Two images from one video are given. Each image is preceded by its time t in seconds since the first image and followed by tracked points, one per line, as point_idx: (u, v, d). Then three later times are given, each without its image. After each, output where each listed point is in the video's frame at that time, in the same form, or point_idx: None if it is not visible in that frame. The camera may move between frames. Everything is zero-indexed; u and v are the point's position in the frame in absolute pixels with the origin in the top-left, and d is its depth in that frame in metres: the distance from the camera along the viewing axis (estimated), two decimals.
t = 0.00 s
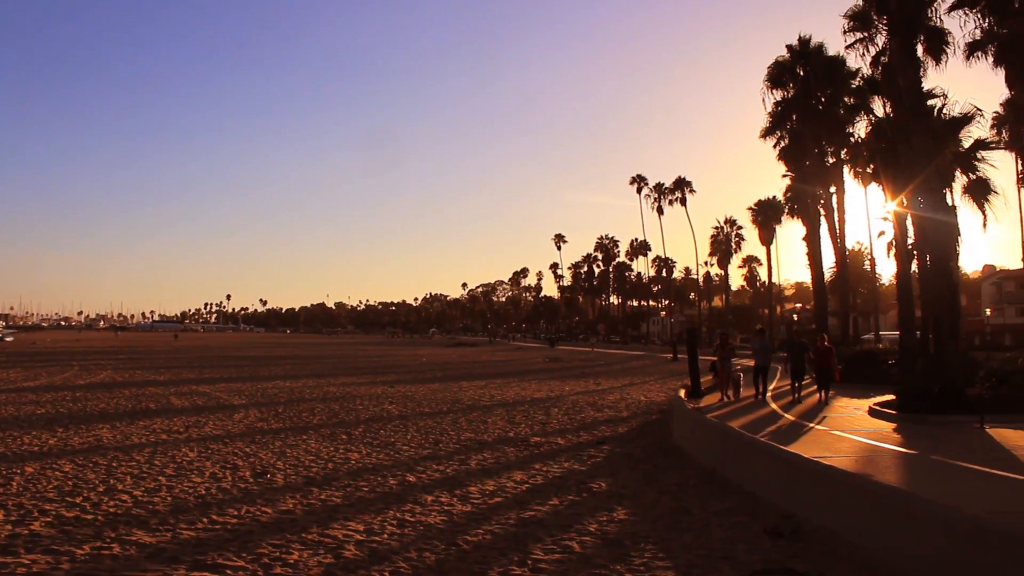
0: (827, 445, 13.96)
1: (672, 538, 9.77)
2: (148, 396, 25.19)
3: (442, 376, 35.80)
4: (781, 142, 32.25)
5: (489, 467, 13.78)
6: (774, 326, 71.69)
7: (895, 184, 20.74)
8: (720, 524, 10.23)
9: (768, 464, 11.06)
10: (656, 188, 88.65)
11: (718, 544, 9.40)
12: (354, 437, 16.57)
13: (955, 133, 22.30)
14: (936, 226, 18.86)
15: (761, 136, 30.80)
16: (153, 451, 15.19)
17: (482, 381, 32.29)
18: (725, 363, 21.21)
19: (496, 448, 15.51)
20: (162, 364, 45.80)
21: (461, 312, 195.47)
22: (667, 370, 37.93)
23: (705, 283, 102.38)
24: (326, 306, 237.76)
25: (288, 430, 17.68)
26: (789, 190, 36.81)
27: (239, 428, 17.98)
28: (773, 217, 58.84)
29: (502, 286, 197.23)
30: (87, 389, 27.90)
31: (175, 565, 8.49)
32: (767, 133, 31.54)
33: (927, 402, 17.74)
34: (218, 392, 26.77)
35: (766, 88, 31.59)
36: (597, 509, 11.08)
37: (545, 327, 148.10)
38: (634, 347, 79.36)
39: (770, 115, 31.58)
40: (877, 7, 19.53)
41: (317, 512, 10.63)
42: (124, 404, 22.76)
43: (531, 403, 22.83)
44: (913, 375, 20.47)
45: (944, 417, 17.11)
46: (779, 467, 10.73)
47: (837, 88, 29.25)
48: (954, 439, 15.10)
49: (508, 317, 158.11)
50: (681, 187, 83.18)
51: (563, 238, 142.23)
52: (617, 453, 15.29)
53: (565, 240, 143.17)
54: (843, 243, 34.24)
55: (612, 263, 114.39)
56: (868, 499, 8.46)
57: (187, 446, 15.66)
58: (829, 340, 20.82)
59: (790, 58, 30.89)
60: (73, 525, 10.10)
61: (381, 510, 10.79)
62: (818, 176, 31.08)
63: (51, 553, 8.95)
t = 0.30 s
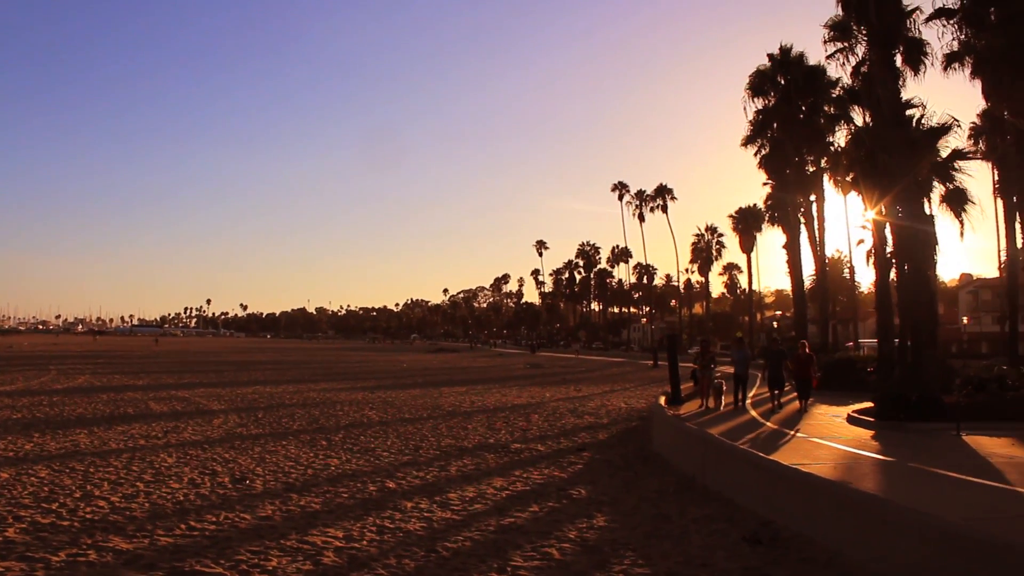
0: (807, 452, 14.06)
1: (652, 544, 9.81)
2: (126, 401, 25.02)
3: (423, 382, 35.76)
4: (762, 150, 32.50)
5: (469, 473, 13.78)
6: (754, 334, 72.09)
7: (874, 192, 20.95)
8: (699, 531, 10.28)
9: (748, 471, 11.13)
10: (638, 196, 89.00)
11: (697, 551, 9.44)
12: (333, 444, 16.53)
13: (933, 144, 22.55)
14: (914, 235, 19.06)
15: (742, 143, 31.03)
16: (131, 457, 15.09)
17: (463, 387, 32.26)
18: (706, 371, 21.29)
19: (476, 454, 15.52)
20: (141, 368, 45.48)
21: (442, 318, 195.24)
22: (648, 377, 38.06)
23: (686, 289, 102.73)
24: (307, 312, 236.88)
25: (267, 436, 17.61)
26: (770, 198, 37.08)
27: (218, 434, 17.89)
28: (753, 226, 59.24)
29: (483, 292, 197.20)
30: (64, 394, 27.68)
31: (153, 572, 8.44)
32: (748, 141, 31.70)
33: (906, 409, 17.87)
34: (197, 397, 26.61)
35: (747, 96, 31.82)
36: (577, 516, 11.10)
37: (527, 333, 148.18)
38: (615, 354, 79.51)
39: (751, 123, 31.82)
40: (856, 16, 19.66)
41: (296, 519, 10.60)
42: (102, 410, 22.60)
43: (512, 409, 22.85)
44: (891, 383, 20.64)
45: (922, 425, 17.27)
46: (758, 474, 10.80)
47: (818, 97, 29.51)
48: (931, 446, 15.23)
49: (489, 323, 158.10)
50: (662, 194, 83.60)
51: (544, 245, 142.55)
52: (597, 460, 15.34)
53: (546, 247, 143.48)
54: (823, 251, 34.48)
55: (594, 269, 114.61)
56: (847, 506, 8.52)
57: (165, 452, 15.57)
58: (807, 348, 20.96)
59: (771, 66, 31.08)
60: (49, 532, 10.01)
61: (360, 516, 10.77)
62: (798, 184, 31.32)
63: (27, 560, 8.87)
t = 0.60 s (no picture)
0: (785, 461, 14.15)
1: (630, 553, 9.84)
2: (102, 407, 24.80)
3: (403, 390, 35.67)
4: (742, 160, 32.72)
5: (448, 481, 13.76)
6: (733, 343, 72.45)
7: (853, 204, 21.14)
8: (678, 540, 10.32)
9: (726, 480, 11.18)
10: (618, 205, 89.28)
11: (676, 560, 9.47)
12: (312, 451, 16.46)
13: (911, 155, 22.78)
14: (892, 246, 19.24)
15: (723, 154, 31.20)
16: (107, 464, 14.96)
17: (443, 395, 32.19)
18: (685, 380, 21.35)
19: (456, 463, 15.50)
20: (119, 374, 45.07)
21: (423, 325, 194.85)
22: (628, 386, 38.15)
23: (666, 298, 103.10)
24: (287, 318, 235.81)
25: (246, 443, 17.52)
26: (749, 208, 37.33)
27: (196, 441, 17.76)
28: (733, 236, 59.57)
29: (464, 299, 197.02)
30: (40, 400, 27.40)
31: None
32: (729, 151, 31.92)
33: (884, 419, 18.01)
34: (174, 404, 26.41)
35: (728, 106, 32.05)
36: (556, 525, 11.11)
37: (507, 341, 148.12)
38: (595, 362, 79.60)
39: (732, 134, 32.03)
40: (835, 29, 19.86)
41: (274, 527, 10.55)
42: (78, 416, 22.37)
43: (492, 417, 22.83)
44: (869, 392, 20.80)
45: (899, 434, 17.40)
46: (736, 483, 10.85)
47: (798, 109, 29.74)
48: (908, 455, 15.33)
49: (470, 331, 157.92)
50: (642, 203, 83.92)
51: (525, 253, 142.69)
52: (576, 468, 15.36)
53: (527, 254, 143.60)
54: (802, 261, 34.73)
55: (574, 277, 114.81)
56: (824, 516, 8.58)
57: (142, 459, 15.45)
58: (786, 357, 21.07)
59: (752, 78, 31.31)
60: (23, 540, 9.91)
61: (338, 524, 10.73)
62: (778, 194, 31.53)
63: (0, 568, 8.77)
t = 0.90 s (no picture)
0: (762, 472, 14.24)
1: (608, 564, 9.86)
2: (76, 416, 24.54)
3: (381, 399, 35.54)
4: (721, 171, 32.94)
5: (426, 491, 13.73)
6: (711, 353, 72.75)
7: (830, 216, 21.34)
8: (655, 550, 10.36)
9: (703, 491, 11.25)
10: (598, 215, 89.58)
11: (653, 570, 9.51)
12: (289, 460, 16.38)
13: (887, 169, 23.03)
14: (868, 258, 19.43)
15: (703, 164, 31.40)
16: (80, 473, 14.80)
17: (421, 404, 32.11)
18: (662, 391, 21.42)
19: (433, 472, 15.47)
20: (94, 381, 44.61)
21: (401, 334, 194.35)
22: (606, 396, 38.20)
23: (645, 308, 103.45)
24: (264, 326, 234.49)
25: (222, 452, 17.40)
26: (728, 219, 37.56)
27: (171, 449, 17.63)
28: (712, 246, 59.89)
29: (442, 308, 196.73)
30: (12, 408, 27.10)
31: None
32: (708, 162, 32.12)
33: (860, 429, 18.17)
34: (149, 412, 26.19)
35: (707, 118, 32.26)
36: (533, 536, 11.11)
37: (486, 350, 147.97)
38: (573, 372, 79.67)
39: (711, 145, 32.23)
40: (812, 42, 20.05)
41: (250, 537, 10.49)
42: (51, 424, 22.12)
43: (470, 427, 22.80)
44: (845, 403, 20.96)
45: (874, 444, 17.55)
46: (713, 494, 10.93)
47: (777, 121, 29.99)
48: (883, 466, 15.47)
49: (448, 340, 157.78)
50: (622, 214, 84.21)
51: (504, 262, 142.90)
52: (554, 479, 15.37)
53: (507, 264, 143.75)
54: (780, 272, 34.98)
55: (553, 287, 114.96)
56: (800, 526, 8.66)
57: (116, 468, 15.31)
58: (764, 368, 21.17)
59: (731, 90, 31.55)
60: None
61: (315, 534, 10.69)
62: (756, 206, 31.74)
63: None
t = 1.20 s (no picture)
0: (738, 483, 14.31)
1: None
2: (49, 425, 24.28)
3: (358, 409, 35.39)
4: (698, 184, 33.15)
5: (403, 503, 13.69)
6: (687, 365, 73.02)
7: (807, 229, 21.54)
8: (632, 562, 10.40)
9: (679, 503, 11.31)
10: (575, 226, 89.84)
11: None
12: (265, 471, 16.29)
13: (862, 182, 23.28)
14: (843, 271, 19.61)
15: (680, 177, 31.59)
16: (52, 484, 14.64)
17: (397, 415, 32.02)
18: (638, 402, 21.49)
19: (409, 484, 15.43)
20: (66, 391, 44.17)
21: (378, 344, 193.68)
22: (583, 407, 38.28)
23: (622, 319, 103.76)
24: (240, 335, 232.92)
25: (197, 462, 17.27)
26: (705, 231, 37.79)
27: (145, 460, 17.47)
28: (688, 259, 60.23)
29: (420, 319, 196.29)
30: None
31: None
32: (685, 175, 32.31)
33: (835, 441, 18.30)
34: (123, 421, 25.95)
35: (685, 131, 32.46)
36: (510, 548, 11.10)
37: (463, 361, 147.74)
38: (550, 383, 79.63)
39: (689, 157, 32.42)
40: (789, 57, 20.25)
41: (225, 549, 10.42)
42: (22, 434, 21.87)
43: (447, 438, 22.75)
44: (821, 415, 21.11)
45: (849, 456, 17.68)
46: (689, 506, 10.98)
47: (754, 135, 30.27)
48: (858, 478, 15.60)
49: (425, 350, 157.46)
50: (599, 225, 84.49)
51: (482, 273, 142.96)
52: (531, 490, 15.37)
53: (484, 274, 143.85)
54: (757, 284, 35.21)
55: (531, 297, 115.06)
56: (775, 537, 8.72)
57: (89, 479, 15.15)
58: (741, 380, 21.31)
59: (709, 103, 31.78)
60: None
61: (291, 546, 10.64)
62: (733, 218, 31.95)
63: None
